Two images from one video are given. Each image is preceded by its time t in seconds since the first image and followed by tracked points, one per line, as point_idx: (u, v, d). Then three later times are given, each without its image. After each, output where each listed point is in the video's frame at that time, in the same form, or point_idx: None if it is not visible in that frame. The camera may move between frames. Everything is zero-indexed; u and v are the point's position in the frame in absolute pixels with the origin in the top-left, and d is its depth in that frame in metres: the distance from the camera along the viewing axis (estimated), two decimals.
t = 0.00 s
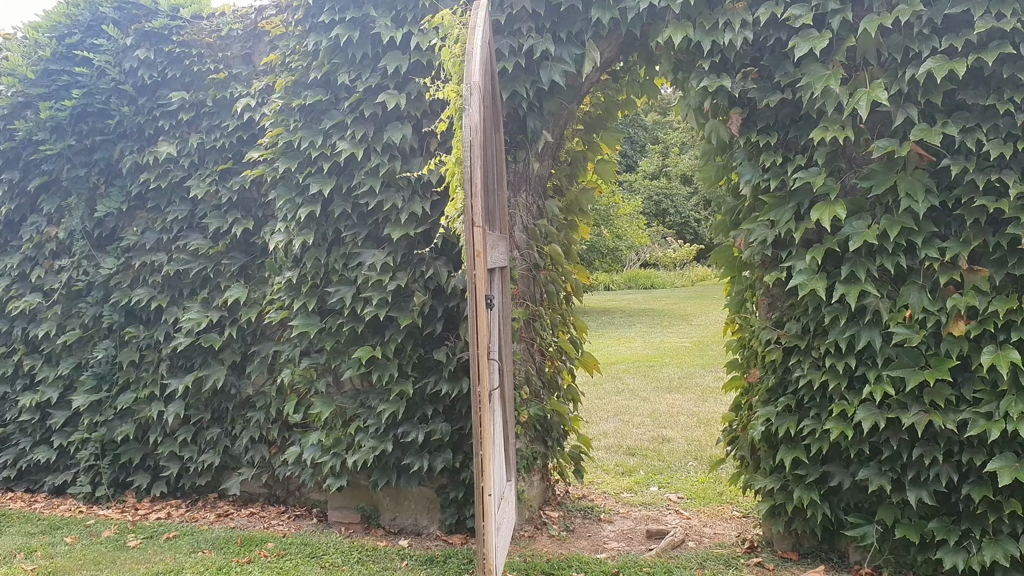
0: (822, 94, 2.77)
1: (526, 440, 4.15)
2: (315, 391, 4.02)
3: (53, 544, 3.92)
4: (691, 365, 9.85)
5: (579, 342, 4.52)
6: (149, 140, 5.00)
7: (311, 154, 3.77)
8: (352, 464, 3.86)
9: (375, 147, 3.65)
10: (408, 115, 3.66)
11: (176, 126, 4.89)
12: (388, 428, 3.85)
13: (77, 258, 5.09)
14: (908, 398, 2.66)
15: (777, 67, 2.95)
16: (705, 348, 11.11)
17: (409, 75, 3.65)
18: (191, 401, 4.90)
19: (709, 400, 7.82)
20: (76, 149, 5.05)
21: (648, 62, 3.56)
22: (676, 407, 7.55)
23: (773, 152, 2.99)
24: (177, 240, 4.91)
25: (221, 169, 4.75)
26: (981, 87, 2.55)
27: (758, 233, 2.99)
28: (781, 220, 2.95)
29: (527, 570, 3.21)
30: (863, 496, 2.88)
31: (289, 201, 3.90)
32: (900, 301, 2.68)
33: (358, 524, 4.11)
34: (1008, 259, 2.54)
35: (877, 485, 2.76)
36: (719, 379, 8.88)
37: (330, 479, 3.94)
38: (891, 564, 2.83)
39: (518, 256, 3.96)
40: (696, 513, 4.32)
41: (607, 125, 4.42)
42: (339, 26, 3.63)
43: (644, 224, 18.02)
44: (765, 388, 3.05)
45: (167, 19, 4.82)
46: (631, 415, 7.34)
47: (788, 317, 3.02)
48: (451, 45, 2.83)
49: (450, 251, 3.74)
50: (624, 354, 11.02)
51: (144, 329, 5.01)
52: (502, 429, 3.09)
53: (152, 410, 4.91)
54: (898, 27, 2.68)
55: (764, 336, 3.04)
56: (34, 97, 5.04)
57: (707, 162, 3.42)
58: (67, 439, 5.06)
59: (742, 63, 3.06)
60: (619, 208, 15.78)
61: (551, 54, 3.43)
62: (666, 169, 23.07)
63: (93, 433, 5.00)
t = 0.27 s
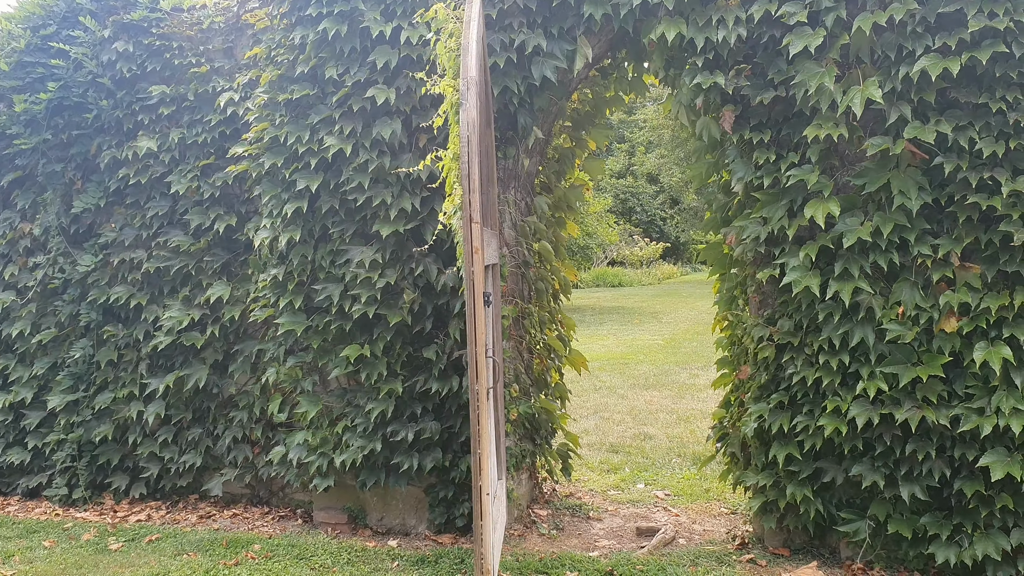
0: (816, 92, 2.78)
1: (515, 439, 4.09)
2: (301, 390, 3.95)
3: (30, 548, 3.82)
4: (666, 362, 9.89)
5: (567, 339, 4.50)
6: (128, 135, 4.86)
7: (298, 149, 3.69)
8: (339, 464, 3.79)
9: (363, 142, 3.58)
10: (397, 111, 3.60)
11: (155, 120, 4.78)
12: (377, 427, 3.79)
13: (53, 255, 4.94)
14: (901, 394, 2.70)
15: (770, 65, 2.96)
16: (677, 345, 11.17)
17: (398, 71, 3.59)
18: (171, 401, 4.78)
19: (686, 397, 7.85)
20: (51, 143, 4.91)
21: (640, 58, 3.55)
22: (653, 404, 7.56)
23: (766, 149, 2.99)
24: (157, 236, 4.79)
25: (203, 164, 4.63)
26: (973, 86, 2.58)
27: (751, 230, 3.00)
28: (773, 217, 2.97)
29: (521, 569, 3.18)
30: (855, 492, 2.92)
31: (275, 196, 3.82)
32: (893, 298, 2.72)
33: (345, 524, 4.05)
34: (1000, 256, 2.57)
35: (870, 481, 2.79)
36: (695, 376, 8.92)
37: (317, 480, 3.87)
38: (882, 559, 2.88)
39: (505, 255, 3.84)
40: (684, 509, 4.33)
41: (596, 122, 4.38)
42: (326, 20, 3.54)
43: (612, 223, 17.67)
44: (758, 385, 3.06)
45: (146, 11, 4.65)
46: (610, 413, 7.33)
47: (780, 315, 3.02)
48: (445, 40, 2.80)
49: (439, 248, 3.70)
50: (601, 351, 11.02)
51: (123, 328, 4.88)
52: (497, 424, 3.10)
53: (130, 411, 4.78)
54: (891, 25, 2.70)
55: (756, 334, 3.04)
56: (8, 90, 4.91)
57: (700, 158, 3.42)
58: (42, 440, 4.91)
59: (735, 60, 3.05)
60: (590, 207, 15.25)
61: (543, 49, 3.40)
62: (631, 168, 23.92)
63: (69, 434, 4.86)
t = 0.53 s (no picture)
0: (820, 86, 2.77)
1: (511, 436, 4.06)
2: (294, 387, 3.87)
3: (15, 551, 3.72)
4: (649, 359, 9.89)
5: (562, 334, 4.47)
6: (114, 128, 4.74)
7: (292, 142, 3.61)
8: (334, 463, 3.72)
9: (359, 136, 3.51)
10: (393, 103, 3.54)
11: (142, 112, 4.66)
12: (372, 425, 3.73)
13: (35, 251, 4.80)
14: (904, 390, 2.71)
15: (773, 59, 2.94)
16: (657, 342, 11.19)
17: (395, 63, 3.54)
18: (159, 399, 4.67)
19: (670, 393, 7.85)
20: (33, 136, 4.77)
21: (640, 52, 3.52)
22: (639, 401, 7.55)
23: (769, 144, 2.98)
24: (144, 231, 4.68)
25: (191, 158, 4.53)
26: (977, 81, 2.58)
27: (753, 225, 3.00)
28: (775, 212, 2.96)
29: (522, 568, 3.15)
30: (857, 487, 2.93)
31: (267, 190, 3.74)
32: (896, 293, 2.72)
33: (339, 523, 3.99)
34: (1004, 250, 2.59)
35: (873, 476, 2.80)
36: (677, 372, 8.93)
37: (311, 479, 3.80)
38: (884, 554, 2.90)
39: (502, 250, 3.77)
40: (680, 506, 4.32)
41: (592, 116, 4.33)
42: (321, 10, 3.47)
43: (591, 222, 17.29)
44: (759, 380, 3.05)
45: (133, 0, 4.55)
46: (596, 410, 7.31)
47: (782, 310, 3.03)
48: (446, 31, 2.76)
49: (436, 243, 3.64)
50: (584, 348, 10.99)
51: (109, 325, 4.75)
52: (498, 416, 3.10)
53: (116, 409, 4.67)
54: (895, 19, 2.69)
55: (758, 329, 3.04)
56: None
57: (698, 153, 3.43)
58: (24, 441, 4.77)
59: (737, 54, 3.04)
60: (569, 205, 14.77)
61: (542, 42, 3.35)
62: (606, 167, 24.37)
63: (53, 434, 4.73)
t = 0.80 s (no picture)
0: (831, 85, 2.75)
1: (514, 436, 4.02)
2: (294, 388, 3.81)
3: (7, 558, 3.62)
4: (637, 357, 9.87)
5: (563, 334, 4.43)
6: (106, 124, 4.62)
7: (293, 139, 3.55)
8: (335, 465, 3.66)
9: (361, 133, 3.46)
10: (396, 100, 3.49)
11: (135, 108, 4.55)
12: (374, 426, 3.68)
13: (24, 249, 4.67)
14: (915, 389, 2.71)
15: (782, 57, 2.93)
16: (641, 341, 11.18)
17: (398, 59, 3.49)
18: (152, 401, 4.57)
19: (662, 392, 7.83)
20: (22, 132, 4.64)
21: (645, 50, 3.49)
22: (630, 400, 7.52)
23: (778, 142, 2.97)
24: (137, 230, 4.57)
25: (186, 154, 4.43)
26: (988, 79, 2.58)
27: (762, 224, 2.99)
28: (784, 211, 2.95)
29: (530, 570, 3.12)
30: (866, 487, 2.94)
31: (266, 188, 3.67)
32: (906, 292, 2.72)
33: (339, 526, 3.92)
34: (1014, 250, 2.59)
35: (883, 476, 2.81)
36: (665, 371, 8.92)
37: (311, 481, 3.74)
38: (893, 554, 2.91)
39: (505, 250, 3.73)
40: (683, 507, 4.31)
41: (594, 114, 4.27)
42: (322, 5, 3.40)
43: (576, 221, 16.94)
44: (767, 380, 3.04)
45: None
46: (589, 409, 7.27)
47: (790, 309, 3.02)
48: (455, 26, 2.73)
49: (439, 242, 3.60)
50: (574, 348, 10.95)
51: (101, 325, 4.64)
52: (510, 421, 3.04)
53: (109, 412, 4.55)
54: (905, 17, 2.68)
55: (766, 328, 3.03)
56: None
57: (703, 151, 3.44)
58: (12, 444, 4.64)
59: (746, 51, 3.02)
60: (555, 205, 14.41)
61: (548, 39, 3.32)
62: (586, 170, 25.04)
63: (43, 436, 4.61)
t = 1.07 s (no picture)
0: (834, 86, 2.75)
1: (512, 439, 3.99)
2: (289, 391, 3.76)
3: None
4: (624, 357, 9.86)
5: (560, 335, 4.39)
6: (94, 122, 4.51)
7: (289, 138, 3.49)
8: (332, 469, 3.61)
9: (359, 133, 3.42)
10: (394, 99, 3.45)
11: (124, 107, 4.44)
12: (372, 429, 3.64)
13: (9, 250, 4.54)
14: (917, 390, 2.71)
15: (784, 57, 2.93)
16: (625, 341, 11.14)
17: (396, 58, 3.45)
18: (143, 405, 4.47)
19: (649, 392, 7.82)
20: (7, 130, 4.51)
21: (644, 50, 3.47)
22: (618, 400, 7.50)
23: (781, 143, 2.97)
24: (127, 230, 4.47)
25: (178, 154, 4.34)
26: (989, 82, 2.59)
27: (763, 225, 2.99)
28: (785, 212, 2.95)
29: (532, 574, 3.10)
30: (867, 488, 2.95)
31: (262, 188, 3.62)
32: (908, 293, 2.72)
33: (334, 531, 3.87)
34: (1016, 251, 2.61)
35: (885, 477, 2.82)
36: (651, 371, 8.90)
37: (307, 485, 3.68)
38: (894, 555, 2.93)
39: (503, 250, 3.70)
40: (681, 508, 4.30)
41: (590, 114, 4.22)
42: (319, 2, 3.35)
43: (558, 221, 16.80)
44: (768, 381, 3.05)
45: None
46: (578, 410, 7.23)
47: (791, 310, 3.03)
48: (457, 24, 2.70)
49: (437, 243, 3.56)
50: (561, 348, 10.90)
51: (90, 327, 4.53)
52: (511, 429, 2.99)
53: (97, 415, 4.45)
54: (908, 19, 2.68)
55: (768, 329, 3.03)
56: None
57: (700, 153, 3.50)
58: None
59: (748, 52, 3.02)
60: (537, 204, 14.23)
61: (549, 38, 3.29)
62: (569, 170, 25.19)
63: (30, 441, 4.49)
